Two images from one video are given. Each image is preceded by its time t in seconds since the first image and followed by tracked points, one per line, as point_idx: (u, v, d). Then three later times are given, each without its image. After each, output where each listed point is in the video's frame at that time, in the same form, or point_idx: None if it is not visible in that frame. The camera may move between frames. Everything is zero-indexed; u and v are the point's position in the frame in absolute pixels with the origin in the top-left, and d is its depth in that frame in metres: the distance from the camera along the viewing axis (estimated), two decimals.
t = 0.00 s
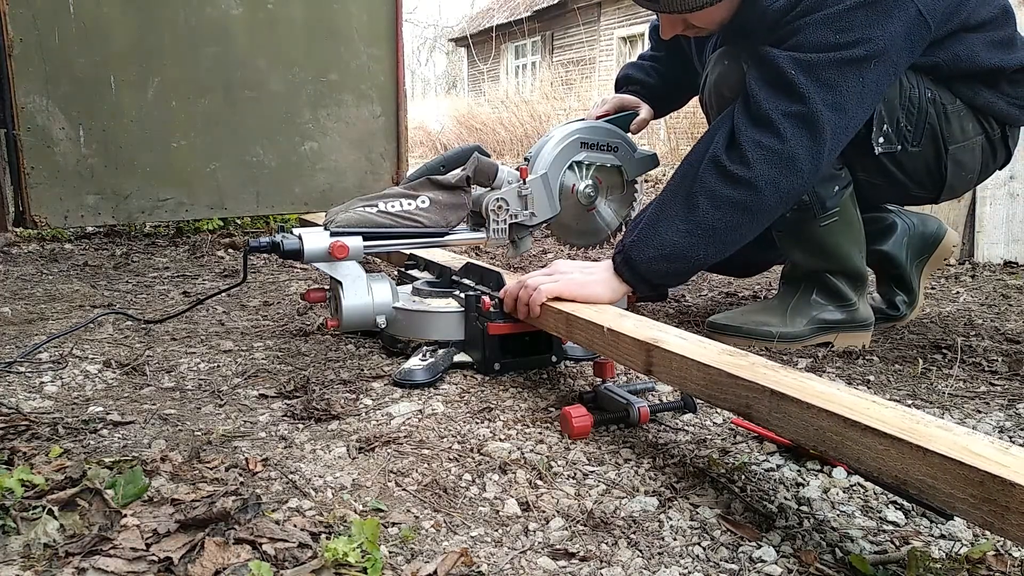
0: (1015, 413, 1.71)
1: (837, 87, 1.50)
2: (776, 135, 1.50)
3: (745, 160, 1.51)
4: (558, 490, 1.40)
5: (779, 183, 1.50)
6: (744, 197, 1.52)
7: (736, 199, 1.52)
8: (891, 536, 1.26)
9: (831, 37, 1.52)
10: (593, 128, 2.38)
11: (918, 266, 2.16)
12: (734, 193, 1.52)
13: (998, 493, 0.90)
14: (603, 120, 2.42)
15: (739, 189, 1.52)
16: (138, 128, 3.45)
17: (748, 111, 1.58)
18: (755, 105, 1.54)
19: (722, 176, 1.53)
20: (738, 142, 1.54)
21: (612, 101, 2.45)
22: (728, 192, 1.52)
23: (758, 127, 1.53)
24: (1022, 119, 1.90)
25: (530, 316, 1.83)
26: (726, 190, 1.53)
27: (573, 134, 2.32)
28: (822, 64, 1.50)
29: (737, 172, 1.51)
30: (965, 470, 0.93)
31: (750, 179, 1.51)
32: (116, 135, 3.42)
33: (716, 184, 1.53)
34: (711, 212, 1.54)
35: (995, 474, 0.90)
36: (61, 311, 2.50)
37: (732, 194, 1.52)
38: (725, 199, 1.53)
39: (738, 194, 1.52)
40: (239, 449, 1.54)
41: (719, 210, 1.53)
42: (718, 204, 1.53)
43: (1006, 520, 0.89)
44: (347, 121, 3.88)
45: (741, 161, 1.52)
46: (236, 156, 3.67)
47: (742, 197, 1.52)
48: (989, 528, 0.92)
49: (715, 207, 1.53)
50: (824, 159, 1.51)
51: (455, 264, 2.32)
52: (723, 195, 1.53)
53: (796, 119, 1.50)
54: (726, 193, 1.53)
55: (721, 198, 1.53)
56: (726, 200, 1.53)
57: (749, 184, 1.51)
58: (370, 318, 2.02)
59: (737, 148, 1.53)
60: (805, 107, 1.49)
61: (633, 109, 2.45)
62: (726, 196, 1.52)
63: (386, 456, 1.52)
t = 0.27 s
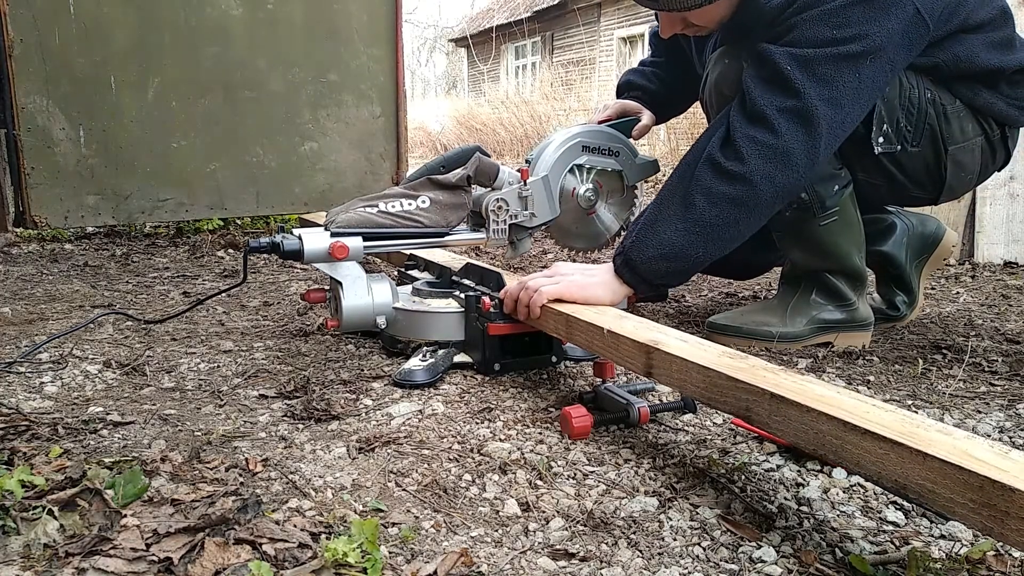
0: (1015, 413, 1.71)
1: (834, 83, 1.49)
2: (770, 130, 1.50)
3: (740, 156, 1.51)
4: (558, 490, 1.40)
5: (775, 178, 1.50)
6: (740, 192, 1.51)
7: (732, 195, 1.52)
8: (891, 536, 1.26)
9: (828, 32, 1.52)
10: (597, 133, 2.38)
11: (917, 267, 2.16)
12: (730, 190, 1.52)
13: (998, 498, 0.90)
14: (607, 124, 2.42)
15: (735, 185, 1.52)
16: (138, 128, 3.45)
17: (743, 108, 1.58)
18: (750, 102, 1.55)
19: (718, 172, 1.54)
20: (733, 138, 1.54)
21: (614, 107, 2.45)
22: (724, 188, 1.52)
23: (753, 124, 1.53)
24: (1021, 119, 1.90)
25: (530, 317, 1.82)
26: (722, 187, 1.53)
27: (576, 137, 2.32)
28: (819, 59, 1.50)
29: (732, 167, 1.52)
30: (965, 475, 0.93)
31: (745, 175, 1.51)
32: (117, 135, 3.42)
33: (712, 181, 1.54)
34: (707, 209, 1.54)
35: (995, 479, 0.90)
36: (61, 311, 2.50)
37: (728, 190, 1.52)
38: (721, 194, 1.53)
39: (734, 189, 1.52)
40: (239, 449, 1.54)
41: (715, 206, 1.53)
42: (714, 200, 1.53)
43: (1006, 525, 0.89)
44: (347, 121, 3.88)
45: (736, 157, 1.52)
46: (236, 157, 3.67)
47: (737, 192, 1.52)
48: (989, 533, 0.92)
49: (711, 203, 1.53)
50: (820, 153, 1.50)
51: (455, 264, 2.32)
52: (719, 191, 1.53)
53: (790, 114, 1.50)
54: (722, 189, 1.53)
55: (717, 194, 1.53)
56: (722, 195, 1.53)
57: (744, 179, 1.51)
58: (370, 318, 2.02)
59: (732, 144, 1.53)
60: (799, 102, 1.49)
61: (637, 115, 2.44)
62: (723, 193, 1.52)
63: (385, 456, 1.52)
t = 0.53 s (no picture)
0: (1015, 413, 1.71)
1: (826, 63, 1.49)
2: (758, 110, 1.51)
3: (726, 138, 1.53)
4: (558, 490, 1.40)
5: (763, 155, 1.51)
6: (730, 174, 1.52)
7: (722, 177, 1.53)
8: (891, 536, 1.26)
9: (826, 14, 1.51)
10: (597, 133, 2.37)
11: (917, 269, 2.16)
12: (721, 173, 1.53)
13: (998, 511, 0.90)
14: (608, 125, 2.41)
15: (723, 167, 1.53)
16: (138, 129, 3.45)
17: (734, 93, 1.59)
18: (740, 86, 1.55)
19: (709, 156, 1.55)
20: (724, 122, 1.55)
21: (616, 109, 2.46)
22: (714, 171, 1.53)
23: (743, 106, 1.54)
24: None
25: (530, 317, 1.82)
26: (713, 170, 1.54)
27: (576, 137, 2.31)
28: (813, 39, 1.49)
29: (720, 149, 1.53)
30: (964, 489, 0.93)
31: (734, 156, 1.51)
32: (117, 136, 3.42)
33: (702, 166, 1.55)
34: (699, 192, 1.54)
35: (994, 494, 0.90)
36: (61, 311, 2.50)
37: (719, 172, 1.53)
38: (711, 177, 1.54)
39: (724, 172, 1.53)
40: (239, 449, 1.54)
41: (707, 189, 1.54)
42: (705, 183, 1.54)
43: (1005, 539, 0.89)
44: (346, 121, 3.88)
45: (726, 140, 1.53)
46: (236, 158, 3.67)
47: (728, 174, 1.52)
48: (988, 547, 0.92)
49: (702, 187, 1.54)
50: (811, 132, 1.50)
51: (455, 264, 2.32)
52: (709, 174, 1.54)
53: (779, 94, 1.50)
54: (712, 172, 1.54)
55: (708, 178, 1.54)
56: (712, 177, 1.53)
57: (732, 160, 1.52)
58: (370, 318, 2.02)
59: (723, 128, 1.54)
60: (788, 81, 1.49)
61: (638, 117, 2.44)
62: (712, 175, 1.53)
63: (386, 456, 1.52)
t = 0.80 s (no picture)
0: (1015, 413, 1.70)
1: (836, 80, 1.48)
2: (770, 129, 1.48)
3: (737, 153, 1.50)
4: (558, 490, 1.40)
5: (771, 175, 1.48)
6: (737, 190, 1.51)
7: (728, 192, 1.51)
8: (891, 536, 1.26)
9: (832, 27, 1.51)
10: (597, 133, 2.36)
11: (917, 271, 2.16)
12: (726, 188, 1.52)
13: (1003, 468, 0.90)
14: (608, 125, 2.41)
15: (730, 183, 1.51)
16: (138, 128, 3.45)
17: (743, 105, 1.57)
18: (750, 100, 1.54)
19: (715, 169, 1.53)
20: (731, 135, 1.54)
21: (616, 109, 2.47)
22: (720, 185, 1.52)
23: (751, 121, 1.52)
24: None
25: (530, 308, 1.82)
26: (718, 184, 1.52)
27: (576, 137, 2.31)
28: (824, 56, 1.48)
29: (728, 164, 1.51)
30: (970, 447, 0.93)
31: (741, 172, 1.50)
32: (117, 135, 3.42)
33: (708, 178, 1.54)
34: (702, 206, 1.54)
35: (1000, 450, 0.90)
36: (61, 311, 2.50)
37: (725, 187, 1.52)
38: (717, 192, 1.53)
39: (730, 187, 1.51)
40: (239, 449, 1.54)
41: (709, 202, 1.54)
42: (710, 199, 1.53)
43: (1012, 494, 0.89)
44: (346, 121, 3.88)
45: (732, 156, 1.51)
46: (236, 158, 3.67)
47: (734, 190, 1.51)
48: (993, 504, 0.92)
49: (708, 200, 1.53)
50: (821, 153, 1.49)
51: (455, 264, 2.32)
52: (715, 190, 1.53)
53: (791, 112, 1.48)
54: (718, 186, 1.52)
55: (713, 192, 1.53)
56: (718, 193, 1.52)
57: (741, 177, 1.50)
58: (370, 318, 2.02)
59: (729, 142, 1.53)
60: (801, 99, 1.47)
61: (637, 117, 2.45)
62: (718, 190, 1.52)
63: (386, 457, 1.52)
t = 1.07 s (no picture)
0: (1015, 413, 1.71)
1: (808, 91, 1.50)
2: (739, 142, 1.52)
3: (706, 166, 1.54)
4: (558, 490, 1.40)
5: (739, 186, 1.53)
6: (709, 203, 1.55)
7: (700, 205, 1.55)
8: (891, 536, 1.26)
9: (819, 34, 1.52)
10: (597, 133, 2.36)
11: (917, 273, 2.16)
12: (700, 199, 1.55)
13: (999, 510, 0.90)
14: (609, 125, 2.41)
15: (700, 196, 1.55)
16: (138, 129, 3.45)
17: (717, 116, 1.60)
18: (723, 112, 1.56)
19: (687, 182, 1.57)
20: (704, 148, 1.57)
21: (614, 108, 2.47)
22: (692, 197, 1.56)
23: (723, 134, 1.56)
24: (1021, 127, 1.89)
25: (530, 319, 1.81)
26: (692, 197, 1.56)
27: (576, 137, 2.31)
28: (798, 67, 1.50)
29: (698, 177, 1.55)
30: (967, 487, 0.93)
31: (711, 185, 1.54)
32: (117, 135, 3.42)
33: (680, 192, 1.58)
34: (677, 217, 1.58)
35: (996, 491, 0.90)
36: (61, 311, 2.50)
37: (698, 199, 1.55)
38: (690, 204, 1.56)
39: (702, 200, 1.55)
40: (239, 449, 1.54)
41: (684, 214, 1.57)
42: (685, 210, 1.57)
43: (1007, 537, 0.89)
44: (347, 121, 3.88)
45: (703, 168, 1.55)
46: (236, 158, 3.67)
47: (706, 203, 1.55)
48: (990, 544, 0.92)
49: (682, 212, 1.57)
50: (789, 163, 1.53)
51: (455, 265, 2.32)
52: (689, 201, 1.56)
53: (761, 125, 1.51)
54: (690, 198, 1.56)
55: (687, 205, 1.57)
56: (691, 205, 1.56)
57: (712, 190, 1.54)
58: (370, 318, 2.01)
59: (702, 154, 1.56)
60: (771, 111, 1.51)
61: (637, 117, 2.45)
62: (692, 202, 1.56)
63: (385, 457, 1.52)
